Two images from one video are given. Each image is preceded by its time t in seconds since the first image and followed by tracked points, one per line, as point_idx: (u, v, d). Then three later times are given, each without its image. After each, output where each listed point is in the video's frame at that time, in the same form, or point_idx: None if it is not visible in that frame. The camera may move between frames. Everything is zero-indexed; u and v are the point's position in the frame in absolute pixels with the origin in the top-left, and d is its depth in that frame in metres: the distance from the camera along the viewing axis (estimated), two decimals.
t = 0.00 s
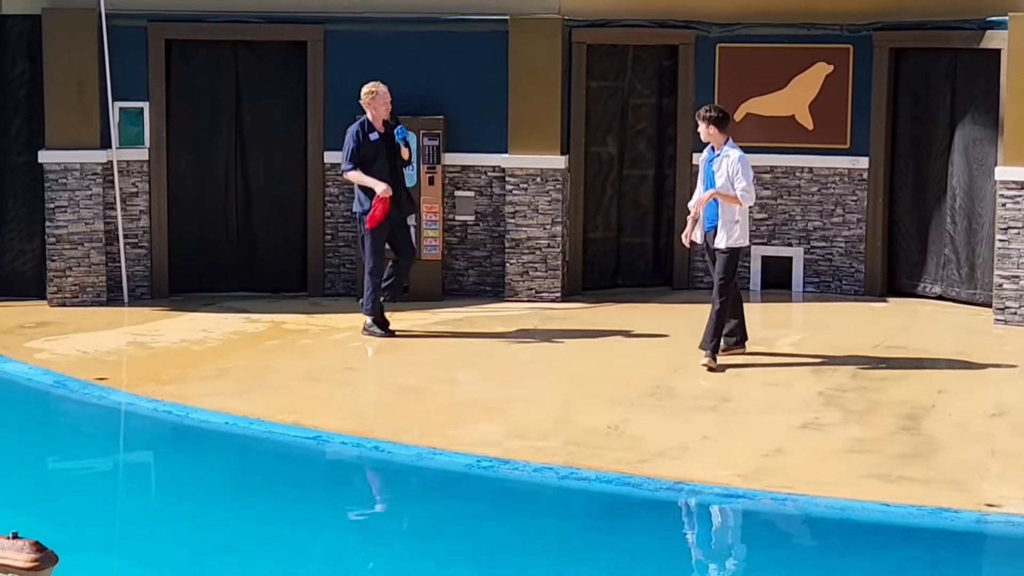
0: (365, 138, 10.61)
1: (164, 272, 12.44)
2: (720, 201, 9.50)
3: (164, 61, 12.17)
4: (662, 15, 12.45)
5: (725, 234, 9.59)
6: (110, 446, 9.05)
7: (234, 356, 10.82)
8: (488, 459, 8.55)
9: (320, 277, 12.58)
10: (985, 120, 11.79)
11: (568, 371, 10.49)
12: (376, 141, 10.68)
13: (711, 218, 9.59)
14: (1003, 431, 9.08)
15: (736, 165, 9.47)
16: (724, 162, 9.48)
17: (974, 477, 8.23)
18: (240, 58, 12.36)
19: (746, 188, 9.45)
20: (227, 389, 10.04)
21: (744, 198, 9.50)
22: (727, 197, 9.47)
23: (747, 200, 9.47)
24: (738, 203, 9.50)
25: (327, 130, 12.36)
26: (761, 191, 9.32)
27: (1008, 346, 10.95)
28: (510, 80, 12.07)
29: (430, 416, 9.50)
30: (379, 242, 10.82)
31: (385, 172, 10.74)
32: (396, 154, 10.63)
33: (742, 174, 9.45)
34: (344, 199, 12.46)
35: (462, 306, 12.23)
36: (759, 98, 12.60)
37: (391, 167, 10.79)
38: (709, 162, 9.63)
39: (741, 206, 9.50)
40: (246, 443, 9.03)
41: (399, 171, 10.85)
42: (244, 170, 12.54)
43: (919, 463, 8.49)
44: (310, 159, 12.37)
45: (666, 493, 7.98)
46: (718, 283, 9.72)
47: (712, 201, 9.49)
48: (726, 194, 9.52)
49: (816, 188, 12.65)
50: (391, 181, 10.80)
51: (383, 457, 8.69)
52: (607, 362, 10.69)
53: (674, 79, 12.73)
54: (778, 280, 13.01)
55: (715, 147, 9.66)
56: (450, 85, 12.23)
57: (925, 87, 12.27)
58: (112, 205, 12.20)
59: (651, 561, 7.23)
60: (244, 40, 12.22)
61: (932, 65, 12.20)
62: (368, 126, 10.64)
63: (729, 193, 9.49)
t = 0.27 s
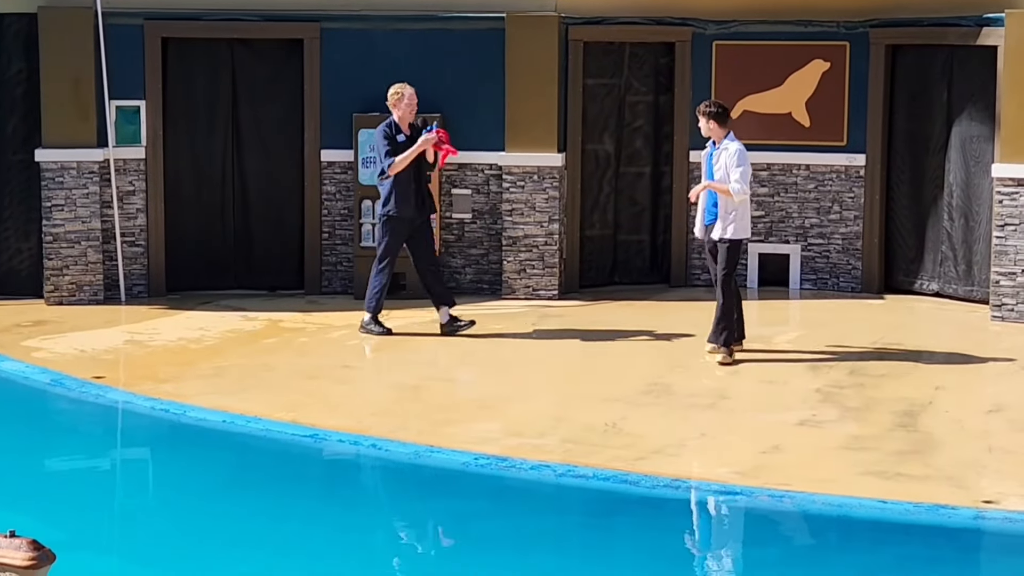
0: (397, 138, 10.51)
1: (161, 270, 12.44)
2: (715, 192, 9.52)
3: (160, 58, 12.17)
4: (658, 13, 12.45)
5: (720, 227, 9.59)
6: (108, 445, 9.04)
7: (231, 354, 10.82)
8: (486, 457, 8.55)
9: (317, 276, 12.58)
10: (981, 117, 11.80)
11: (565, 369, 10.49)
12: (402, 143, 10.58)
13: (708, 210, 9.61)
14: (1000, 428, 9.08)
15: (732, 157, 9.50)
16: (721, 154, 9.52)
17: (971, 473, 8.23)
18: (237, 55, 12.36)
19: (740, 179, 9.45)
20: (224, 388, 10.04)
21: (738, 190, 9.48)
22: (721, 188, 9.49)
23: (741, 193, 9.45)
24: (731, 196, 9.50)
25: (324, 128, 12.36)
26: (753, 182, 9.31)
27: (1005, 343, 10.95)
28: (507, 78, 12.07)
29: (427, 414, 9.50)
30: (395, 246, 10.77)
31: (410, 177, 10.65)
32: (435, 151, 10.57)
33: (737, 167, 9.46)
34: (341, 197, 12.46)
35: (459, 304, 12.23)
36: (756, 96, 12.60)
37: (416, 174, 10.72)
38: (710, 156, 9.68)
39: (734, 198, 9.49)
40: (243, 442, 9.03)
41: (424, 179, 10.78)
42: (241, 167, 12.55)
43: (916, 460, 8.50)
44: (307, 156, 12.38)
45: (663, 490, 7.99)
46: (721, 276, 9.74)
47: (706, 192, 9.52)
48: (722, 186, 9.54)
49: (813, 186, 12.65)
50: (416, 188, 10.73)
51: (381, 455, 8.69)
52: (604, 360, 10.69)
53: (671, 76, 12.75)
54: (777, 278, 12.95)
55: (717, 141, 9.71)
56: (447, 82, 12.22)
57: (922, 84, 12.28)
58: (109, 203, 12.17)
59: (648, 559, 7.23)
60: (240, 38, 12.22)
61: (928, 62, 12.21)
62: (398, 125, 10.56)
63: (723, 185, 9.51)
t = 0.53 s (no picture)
0: (415, 135, 10.45)
1: (151, 272, 12.43)
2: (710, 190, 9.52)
3: (150, 60, 12.16)
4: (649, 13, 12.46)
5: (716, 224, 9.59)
6: (98, 447, 9.02)
7: (222, 355, 10.81)
8: (477, 458, 8.55)
9: (308, 277, 12.57)
10: (971, 117, 11.82)
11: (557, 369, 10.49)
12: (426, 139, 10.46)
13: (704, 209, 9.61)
14: (991, 427, 9.09)
15: (728, 155, 9.51)
16: (715, 152, 9.52)
17: (963, 473, 8.24)
18: (227, 56, 12.36)
19: (736, 176, 9.46)
20: (215, 389, 10.03)
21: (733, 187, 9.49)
22: (717, 186, 9.49)
23: (737, 189, 9.46)
24: (726, 193, 9.50)
25: (314, 129, 12.36)
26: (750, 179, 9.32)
27: (995, 342, 10.97)
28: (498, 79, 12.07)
29: (419, 414, 9.50)
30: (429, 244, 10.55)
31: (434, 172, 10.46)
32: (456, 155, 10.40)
33: (733, 164, 9.47)
34: (331, 199, 12.46)
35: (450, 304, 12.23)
36: (746, 96, 12.60)
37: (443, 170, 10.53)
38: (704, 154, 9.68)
39: (730, 195, 9.49)
40: (235, 443, 9.02)
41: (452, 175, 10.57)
42: (232, 167, 12.55)
43: (907, 459, 8.51)
44: (297, 157, 12.37)
45: (654, 490, 7.99)
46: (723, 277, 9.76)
47: (702, 190, 9.52)
48: (717, 183, 9.54)
49: (803, 186, 12.67)
50: (442, 184, 10.54)
51: (373, 456, 8.69)
52: (595, 360, 10.69)
53: (661, 76, 12.76)
54: (768, 277, 13.02)
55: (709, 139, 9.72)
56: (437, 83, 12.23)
57: (912, 84, 12.29)
58: (100, 205, 12.18)
59: (639, 559, 7.23)
60: (230, 39, 12.21)
61: (918, 62, 12.22)
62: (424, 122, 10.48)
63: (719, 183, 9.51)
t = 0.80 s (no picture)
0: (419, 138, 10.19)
1: (138, 276, 12.41)
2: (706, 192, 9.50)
3: (136, 64, 12.15)
4: (635, 16, 12.47)
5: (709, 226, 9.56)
6: (85, 451, 9.01)
7: (209, 359, 10.80)
8: (464, 461, 8.54)
9: (294, 280, 12.56)
10: (958, 119, 11.83)
11: (544, 372, 10.49)
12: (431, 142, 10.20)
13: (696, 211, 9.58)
14: (977, 429, 9.11)
15: (722, 157, 9.51)
16: (710, 154, 9.52)
17: (949, 474, 8.25)
18: (214, 59, 12.35)
19: (732, 178, 9.46)
20: (202, 393, 10.01)
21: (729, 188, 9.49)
22: (713, 187, 9.47)
23: (733, 191, 9.46)
24: (722, 194, 9.48)
25: (301, 132, 12.35)
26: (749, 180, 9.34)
27: (982, 344, 10.98)
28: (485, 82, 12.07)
29: (406, 418, 9.49)
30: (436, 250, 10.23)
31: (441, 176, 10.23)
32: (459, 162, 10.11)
33: (728, 166, 9.48)
34: (318, 202, 12.46)
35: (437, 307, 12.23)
36: (733, 99, 12.63)
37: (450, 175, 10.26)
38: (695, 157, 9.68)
39: (726, 197, 9.48)
40: (221, 447, 9.01)
41: (461, 181, 10.32)
42: (218, 170, 12.56)
43: (893, 461, 8.52)
44: (284, 160, 12.37)
45: (641, 493, 7.99)
46: (710, 277, 9.73)
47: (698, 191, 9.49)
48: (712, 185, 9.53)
49: (790, 188, 12.69)
50: (449, 188, 10.30)
51: (359, 459, 8.68)
52: (582, 363, 10.69)
53: (648, 79, 12.77)
54: (755, 279, 13.05)
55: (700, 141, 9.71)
56: (425, 86, 12.23)
57: (898, 87, 12.31)
58: (86, 208, 12.15)
59: (626, 563, 7.22)
60: (217, 43, 12.20)
61: (904, 65, 12.25)
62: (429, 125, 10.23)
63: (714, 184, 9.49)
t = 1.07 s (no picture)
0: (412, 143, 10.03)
1: (122, 280, 12.39)
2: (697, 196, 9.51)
3: (121, 68, 12.14)
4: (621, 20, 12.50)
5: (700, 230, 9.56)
6: (68, 455, 8.99)
7: (194, 363, 10.78)
8: (450, 465, 8.56)
9: (280, 284, 12.56)
10: (942, 122, 11.86)
11: (529, 376, 10.50)
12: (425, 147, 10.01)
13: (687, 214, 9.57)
14: (962, 432, 9.13)
15: (712, 160, 9.55)
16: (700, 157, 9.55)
17: (934, 477, 8.27)
18: (199, 63, 12.37)
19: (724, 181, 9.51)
20: (187, 397, 10.00)
21: (720, 192, 9.54)
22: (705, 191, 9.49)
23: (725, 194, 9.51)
24: (713, 197, 9.51)
25: (286, 136, 12.35)
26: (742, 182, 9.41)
27: (967, 347, 11.01)
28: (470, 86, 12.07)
29: (391, 422, 9.49)
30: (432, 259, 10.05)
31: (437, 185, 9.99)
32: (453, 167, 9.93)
33: (718, 169, 9.53)
34: (304, 206, 12.45)
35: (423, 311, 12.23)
36: (718, 103, 12.65)
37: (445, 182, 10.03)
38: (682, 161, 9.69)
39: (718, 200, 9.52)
40: (206, 451, 9.01)
41: (457, 187, 10.08)
42: (203, 174, 12.57)
43: (878, 464, 8.54)
44: (269, 165, 12.36)
45: (627, 497, 8.00)
46: (697, 282, 9.71)
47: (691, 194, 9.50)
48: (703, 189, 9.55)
49: (775, 192, 12.72)
50: (445, 196, 10.07)
51: (345, 463, 8.69)
52: (568, 367, 10.69)
53: (633, 83, 12.78)
54: (741, 283, 13.06)
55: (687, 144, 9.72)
56: (410, 90, 12.23)
57: (883, 90, 12.34)
58: (71, 212, 12.12)
59: (611, 565, 7.23)
60: (201, 47, 12.21)
61: (889, 69, 12.28)
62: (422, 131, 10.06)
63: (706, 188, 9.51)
